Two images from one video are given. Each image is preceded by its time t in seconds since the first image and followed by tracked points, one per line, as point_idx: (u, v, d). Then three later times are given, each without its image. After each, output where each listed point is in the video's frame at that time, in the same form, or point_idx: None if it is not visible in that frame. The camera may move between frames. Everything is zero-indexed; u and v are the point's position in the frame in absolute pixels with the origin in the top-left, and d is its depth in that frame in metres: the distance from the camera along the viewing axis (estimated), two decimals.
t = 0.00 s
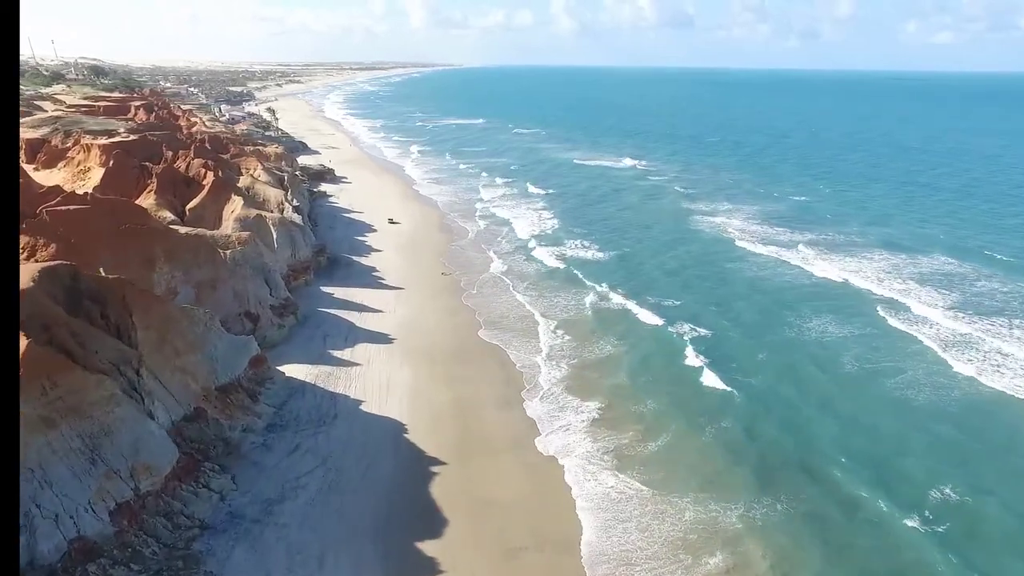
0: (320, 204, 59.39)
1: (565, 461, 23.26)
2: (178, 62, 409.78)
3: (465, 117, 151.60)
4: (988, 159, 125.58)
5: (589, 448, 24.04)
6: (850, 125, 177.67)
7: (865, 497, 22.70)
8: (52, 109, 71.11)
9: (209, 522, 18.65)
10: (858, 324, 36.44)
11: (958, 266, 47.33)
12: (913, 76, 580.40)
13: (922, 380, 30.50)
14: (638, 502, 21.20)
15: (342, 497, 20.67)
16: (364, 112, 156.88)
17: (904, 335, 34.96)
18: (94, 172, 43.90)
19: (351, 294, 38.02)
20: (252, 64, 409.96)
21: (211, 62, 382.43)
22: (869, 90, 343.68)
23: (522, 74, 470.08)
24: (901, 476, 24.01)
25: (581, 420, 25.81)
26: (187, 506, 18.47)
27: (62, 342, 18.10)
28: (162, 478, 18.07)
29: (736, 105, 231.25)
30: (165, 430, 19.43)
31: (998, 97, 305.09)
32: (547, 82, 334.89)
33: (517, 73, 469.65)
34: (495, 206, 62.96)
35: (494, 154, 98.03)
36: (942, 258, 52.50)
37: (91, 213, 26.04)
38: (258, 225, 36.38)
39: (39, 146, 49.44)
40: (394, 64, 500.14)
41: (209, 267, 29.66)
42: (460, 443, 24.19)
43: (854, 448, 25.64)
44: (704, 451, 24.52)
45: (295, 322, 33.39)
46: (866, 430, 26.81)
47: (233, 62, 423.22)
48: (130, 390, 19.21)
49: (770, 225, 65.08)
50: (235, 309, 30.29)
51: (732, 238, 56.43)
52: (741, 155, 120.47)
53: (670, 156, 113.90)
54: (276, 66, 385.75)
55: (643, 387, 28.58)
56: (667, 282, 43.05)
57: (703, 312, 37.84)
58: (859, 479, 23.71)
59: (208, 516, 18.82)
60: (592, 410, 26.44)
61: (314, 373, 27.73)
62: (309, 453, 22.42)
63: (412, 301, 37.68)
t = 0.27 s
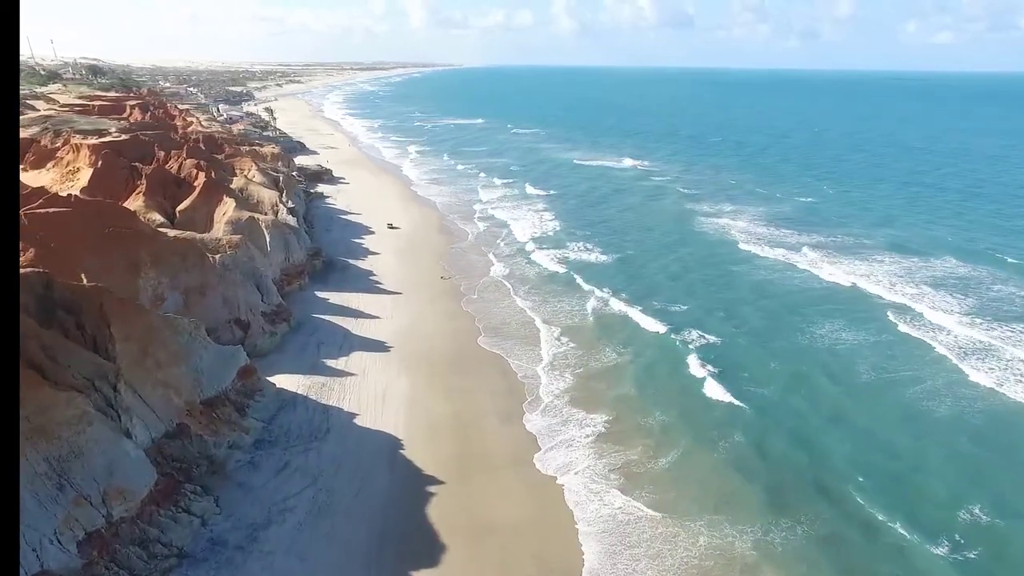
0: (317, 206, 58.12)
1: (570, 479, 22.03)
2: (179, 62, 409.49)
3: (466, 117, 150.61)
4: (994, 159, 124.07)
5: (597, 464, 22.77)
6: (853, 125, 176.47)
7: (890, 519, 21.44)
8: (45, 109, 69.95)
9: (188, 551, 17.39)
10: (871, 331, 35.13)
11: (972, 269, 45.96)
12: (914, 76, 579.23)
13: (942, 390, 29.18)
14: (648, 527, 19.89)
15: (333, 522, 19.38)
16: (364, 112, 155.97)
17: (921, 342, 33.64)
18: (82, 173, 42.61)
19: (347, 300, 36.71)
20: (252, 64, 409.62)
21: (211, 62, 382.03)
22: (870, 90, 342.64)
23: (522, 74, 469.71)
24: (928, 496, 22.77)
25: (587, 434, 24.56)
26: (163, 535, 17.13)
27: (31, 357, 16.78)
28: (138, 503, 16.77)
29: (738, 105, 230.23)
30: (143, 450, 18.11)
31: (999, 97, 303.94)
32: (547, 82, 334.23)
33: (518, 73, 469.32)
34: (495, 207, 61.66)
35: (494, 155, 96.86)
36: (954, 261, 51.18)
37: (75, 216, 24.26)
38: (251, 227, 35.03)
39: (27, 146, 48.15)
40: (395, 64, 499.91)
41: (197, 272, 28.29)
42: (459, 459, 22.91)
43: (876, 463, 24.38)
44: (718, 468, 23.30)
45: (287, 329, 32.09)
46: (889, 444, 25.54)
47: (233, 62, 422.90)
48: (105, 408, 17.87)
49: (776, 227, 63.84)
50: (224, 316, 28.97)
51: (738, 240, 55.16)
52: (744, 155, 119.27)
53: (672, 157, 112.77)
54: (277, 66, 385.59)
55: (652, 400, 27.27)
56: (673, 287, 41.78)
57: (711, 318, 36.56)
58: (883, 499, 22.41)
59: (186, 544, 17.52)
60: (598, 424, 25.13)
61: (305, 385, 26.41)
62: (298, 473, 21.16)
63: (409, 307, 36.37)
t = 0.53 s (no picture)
0: (313, 207, 56.85)
1: (577, 500, 20.71)
2: (179, 61, 409.24)
3: (466, 117, 149.63)
4: (998, 159, 122.99)
5: (604, 484, 21.46)
6: (855, 125, 175.34)
7: (916, 544, 20.14)
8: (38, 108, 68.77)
9: None
10: (886, 338, 33.83)
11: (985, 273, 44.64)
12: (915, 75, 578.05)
13: (964, 402, 27.86)
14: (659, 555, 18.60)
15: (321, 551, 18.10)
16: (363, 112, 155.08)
17: (940, 350, 32.30)
18: (70, 174, 41.30)
19: (342, 306, 35.43)
20: (253, 64, 409.27)
21: (211, 62, 381.72)
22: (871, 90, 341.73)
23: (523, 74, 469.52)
24: (957, 517, 21.47)
25: (593, 450, 23.25)
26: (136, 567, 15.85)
27: None
28: (109, 533, 15.47)
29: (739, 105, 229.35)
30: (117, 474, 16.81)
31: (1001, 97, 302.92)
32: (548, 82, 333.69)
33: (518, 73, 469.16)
34: (495, 209, 60.42)
35: (494, 155, 95.73)
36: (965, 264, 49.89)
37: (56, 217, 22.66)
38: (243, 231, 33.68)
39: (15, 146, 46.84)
40: (396, 64, 499.68)
41: (185, 277, 26.86)
42: (458, 479, 21.62)
43: (900, 482, 23.08)
44: (731, 487, 22.05)
45: (279, 337, 30.79)
46: (912, 461, 24.20)
47: (234, 61, 422.56)
48: (76, 428, 16.53)
49: (782, 229, 62.61)
50: (212, 325, 27.63)
51: (743, 242, 53.91)
52: (747, 155, 118.12)
53: (674, 157, 111.65)
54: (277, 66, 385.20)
55: (661, 413, 25.96)
56: (679, 291, 40.52)
57: (720, 324, 35.26)
58: (908, 521, 21.09)
59: None
60: (605, 439, 23.84)
61: (296, 398, 25.12)
62: (285, 496, 19.89)
63: (407, 313, 35.07)
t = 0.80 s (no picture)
0: (310, 209, 55.65)
1: (584, 522, 19.46)
2: (179, 62, 408.98)
3: (466, 117, 148.68)
4: (1001, 159, 121.98)
5: (613, 505, 20.21)
6: (856, 125, 174.44)
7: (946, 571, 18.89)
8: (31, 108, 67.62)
9: None
10: (902, 345, 32.58)
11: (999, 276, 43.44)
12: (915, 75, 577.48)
13: (988, 414, 26.61)
14: None
15: None
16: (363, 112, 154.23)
17: (960, 358, 31.05)
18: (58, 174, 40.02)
19: (337, 312, 34.22)
20: (252, 64, 408.87)
21: (211, 62, 381.44)
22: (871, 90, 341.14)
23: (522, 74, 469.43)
24: (989, 542, 20.20)
25: (600, 467, 22.00)
26: None
27: None
28: (76, 567, 14.20)
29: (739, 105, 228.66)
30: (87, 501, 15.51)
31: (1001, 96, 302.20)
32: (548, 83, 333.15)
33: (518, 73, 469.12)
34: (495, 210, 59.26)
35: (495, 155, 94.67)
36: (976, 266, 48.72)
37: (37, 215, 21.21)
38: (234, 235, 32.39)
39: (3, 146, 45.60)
40: (396, 64, 499.45)
41: (172, 284, 25.57)
42: (457, 501, 20.36)
43: (924, 502, 21.84)
44: (747, 509, 20.79)
45: (270, 345, 29.56)
46: (936, 479, 22.95)
47: (234, 61, 422.27)
48: (43, 452, 15.16)
49: (788, 230, 61.49)
50: (199, 333, 26.37)
51: (749, 244, 52.76)
52: (749, 155, 117.07)
53: (675, 157, 110.62)
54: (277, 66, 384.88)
55: (671, 427, 24.70)
56: (686, 295, 39.33)
57: (729, 331, 34.03)
58: (936, 547, 19.85)
59: None
60: (612, 456, 22.59)
61: (287, 412, 23.90)
62: (272, 520, 18.66)
63: (404, 319, 33.85)
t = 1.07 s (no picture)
0: (307, 210, 54.44)
1: (592, 549, 18.18)
2: (180, 62, 408.21)
3: (468, 117, 147.51)
4: (1008, 159, 120.55)
5: (623, 529, 18.96)
6: (861, 125, 173.06)
7: None
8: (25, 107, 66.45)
9: None
10: (920, 354, 31.26)
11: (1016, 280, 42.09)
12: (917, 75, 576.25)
13: (1015, 428, 25.29)
14: None
15: None
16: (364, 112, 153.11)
17: (982, 368, 29.72)
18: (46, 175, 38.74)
19: (332, 318, 32.94)
20: (254, 64, 408.33)
21: (212, 62, 380.71)
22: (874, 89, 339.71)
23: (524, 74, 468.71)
24: None
25: (608, 488, 20.73)
26: None
27: None
28: None
29: (742, 105, 227.54)
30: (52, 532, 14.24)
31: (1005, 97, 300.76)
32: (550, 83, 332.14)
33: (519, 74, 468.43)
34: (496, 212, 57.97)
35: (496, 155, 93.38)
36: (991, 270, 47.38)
37: None
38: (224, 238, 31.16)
39: None
40: (397, 64, 498.80)
41: (157, 290, 24.25)
42: (455, 524, 19.10)
43: (951, 525, 20.55)
44: (766, 535, 19.49)
45: (261, 354, 28.29)
46: (962, 501, 21.67)
47: (235, 61, 421.51)
48: None
49: (795, 232, 60.21)
50: (187, 342, 25.11)
51: (757, 247, 51.45)
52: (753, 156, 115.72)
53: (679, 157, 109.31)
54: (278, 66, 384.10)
55: (681, 443, 23.41)
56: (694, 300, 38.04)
57: (740, 338, 32.74)
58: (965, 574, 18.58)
59: None
60: (619, 475, 21.32)
61: (278, 428, 22.62)
62: (257, 548, 17.45)
63: (402, 326, 32.56)
